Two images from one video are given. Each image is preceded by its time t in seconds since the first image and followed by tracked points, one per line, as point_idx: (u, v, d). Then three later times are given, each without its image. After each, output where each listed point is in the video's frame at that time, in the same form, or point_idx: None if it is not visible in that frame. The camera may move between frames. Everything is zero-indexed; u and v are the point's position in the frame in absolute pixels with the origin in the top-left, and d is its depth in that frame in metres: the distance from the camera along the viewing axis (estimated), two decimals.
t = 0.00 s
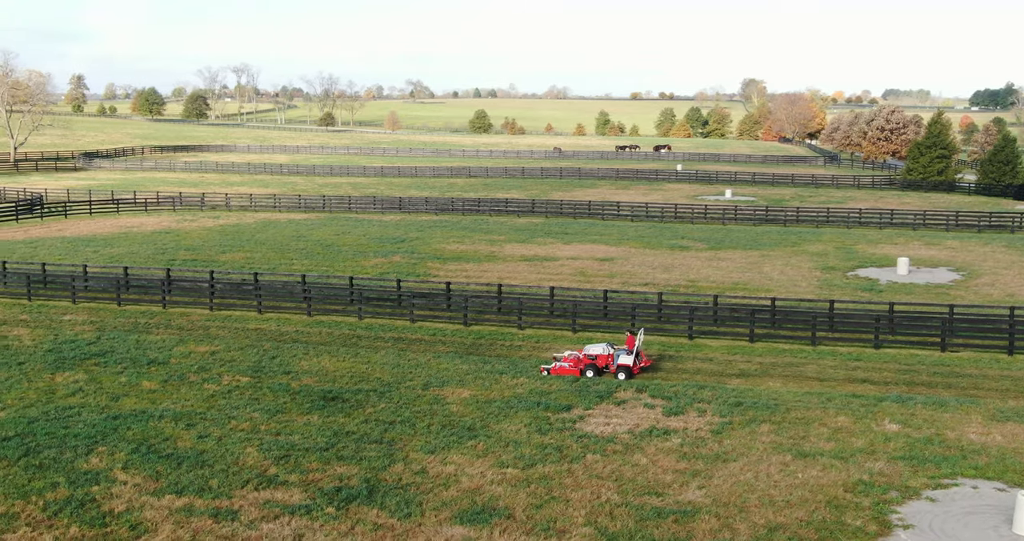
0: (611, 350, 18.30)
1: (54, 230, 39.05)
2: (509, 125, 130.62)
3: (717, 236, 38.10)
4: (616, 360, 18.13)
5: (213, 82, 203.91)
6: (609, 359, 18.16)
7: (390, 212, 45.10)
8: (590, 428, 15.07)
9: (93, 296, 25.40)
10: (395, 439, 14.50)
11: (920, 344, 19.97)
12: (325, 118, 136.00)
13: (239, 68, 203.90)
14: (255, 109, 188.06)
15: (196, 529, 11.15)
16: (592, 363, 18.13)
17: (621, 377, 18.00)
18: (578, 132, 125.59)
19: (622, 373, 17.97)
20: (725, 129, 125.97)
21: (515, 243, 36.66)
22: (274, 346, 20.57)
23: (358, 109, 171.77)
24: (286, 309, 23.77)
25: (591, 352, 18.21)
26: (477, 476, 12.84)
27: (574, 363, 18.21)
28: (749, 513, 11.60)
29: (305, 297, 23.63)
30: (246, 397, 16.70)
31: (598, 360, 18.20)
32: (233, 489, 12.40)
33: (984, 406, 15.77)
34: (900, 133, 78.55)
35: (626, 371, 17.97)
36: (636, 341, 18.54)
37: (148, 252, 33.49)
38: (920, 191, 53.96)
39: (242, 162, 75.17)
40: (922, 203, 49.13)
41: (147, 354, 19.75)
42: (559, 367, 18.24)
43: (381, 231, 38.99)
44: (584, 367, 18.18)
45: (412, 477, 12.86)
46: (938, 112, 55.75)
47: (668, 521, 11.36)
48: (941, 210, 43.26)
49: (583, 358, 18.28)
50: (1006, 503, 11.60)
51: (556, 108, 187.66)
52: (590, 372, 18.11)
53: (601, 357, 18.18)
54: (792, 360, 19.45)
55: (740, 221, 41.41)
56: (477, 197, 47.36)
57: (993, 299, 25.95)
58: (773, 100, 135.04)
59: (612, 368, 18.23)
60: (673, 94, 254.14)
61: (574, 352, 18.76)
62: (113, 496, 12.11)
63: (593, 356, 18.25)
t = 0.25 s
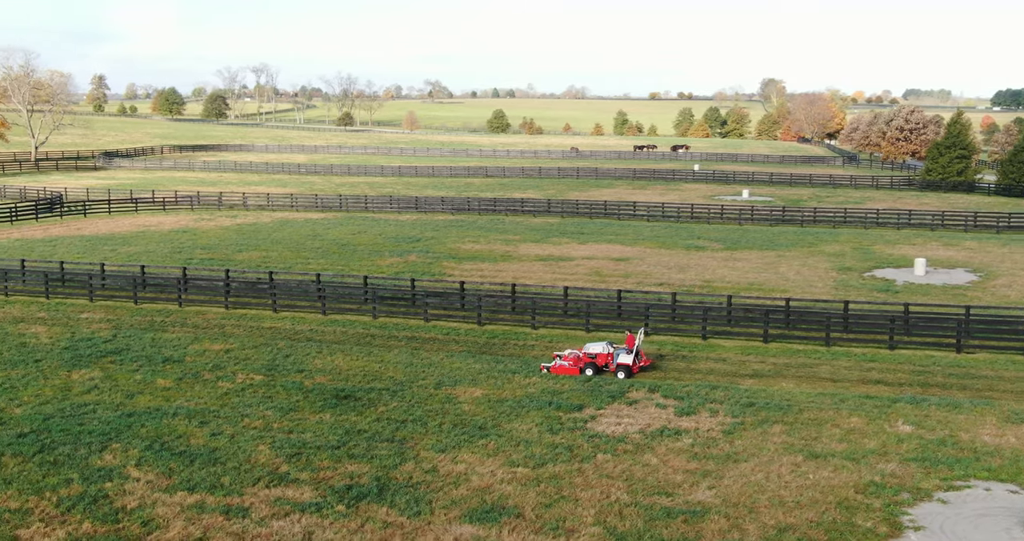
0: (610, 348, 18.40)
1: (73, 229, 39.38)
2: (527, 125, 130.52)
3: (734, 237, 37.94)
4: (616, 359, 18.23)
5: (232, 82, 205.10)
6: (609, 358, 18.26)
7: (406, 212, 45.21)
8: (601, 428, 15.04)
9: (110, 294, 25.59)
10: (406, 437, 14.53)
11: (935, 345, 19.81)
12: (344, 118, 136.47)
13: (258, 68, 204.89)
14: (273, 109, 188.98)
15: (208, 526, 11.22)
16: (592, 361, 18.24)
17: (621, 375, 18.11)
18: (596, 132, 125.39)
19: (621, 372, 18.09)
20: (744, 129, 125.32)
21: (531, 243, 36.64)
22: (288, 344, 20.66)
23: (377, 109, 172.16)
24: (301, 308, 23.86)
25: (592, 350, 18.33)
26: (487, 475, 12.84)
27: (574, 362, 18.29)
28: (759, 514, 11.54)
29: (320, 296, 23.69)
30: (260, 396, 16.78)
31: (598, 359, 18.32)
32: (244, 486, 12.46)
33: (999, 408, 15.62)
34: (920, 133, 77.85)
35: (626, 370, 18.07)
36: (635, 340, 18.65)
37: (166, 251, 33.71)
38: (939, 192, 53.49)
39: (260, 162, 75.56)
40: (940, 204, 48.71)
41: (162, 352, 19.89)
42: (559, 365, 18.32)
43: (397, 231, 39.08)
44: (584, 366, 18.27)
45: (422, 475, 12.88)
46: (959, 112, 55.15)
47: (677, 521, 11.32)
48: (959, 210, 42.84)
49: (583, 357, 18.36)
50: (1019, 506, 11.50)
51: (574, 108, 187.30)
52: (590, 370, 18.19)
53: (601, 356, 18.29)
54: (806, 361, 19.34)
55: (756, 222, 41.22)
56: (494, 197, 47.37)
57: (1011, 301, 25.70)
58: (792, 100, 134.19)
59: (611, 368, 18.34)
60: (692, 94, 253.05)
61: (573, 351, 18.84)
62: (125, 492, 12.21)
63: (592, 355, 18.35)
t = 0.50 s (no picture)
0: (610, 347, 18.45)
1: (93, 227, 39.73)
2: (545, 125, 130.44)
3: (750, 237, 37.78)
4: (615, 358, 18.28)
5: (250, 82, 206.26)
6: (608, 357, 18.31)
7: (422, 212, 45.32)
8: (612, 427, 15.01)
9: (127, 293, 25.78)
10: (417, 436, 14.56)
11: (950, 346, 19.65)
12: (362, 118, 136.81)
13: (276, 68, 205.74)
14: (291, 109, 189.80)
15: (219, 522, 11.29)
16: (591, 360, 18.28)
17: (620, 374, 18.14)
18: (614, 132, 125.09)
19: (620, 371, 18.11)
20: (762, 129, 124.61)
21: (546, 242, 36.62)
22: (302, 343, 20.75)
23: (394, 110, 172.50)
24: (316, 306, 23.95)
25: (590, 349, 18.38)
26: (497, 474, 12.85)
27: (573, 361, 18.35)
28: (769, 515, 11.48)
29: (334, 295, 23.77)
30: (273, 393, 16.87)
31: (597, 358, 18.35)
32: (255, 483, 12.52)
33: (1015, 410, 15.47)
34: (939, 133, 77.13)
35: (625, 368, 18.12)
36: (634, 339, 18.70)
37: (183, 249, 33.93)
38: (958, 193, 53.00)
39: (278, 161, 75.91)
40: (960, 205, 48.25)
41: (177, 349, 20.04)
42: (558, 364, 18.41)
43: (412, 231, 39.17)
44: (583, 364, 18.31)
45: (433, 474, 12.90)
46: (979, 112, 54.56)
47: (686, 521, 11.29)
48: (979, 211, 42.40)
49: (582, 355, 18.41)
50: None
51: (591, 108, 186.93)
52: (589, 369, 18.22)
53: (600, 354, 18.34)
54: (819, 362, 19.23)
55: (773, 222, 41.02)
56: (510, 196, 47.40)
57: None
58: (812, 101, 133.30)
59: (610, 366, 18.36)
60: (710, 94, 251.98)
61: (573, 350, 18.89)
62: (137, 488, 12.30)
63: (592, 353, 18.40)
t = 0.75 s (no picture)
0: (609, 346, 18.52)
1: (112, 226, 40.04)
2: (563, 125, 130.25)
3: (766, 237, 37.61)
4: (615, 356, 18.35)
5: (269, 82, 207.20)
6: (608, 355, 18.37)
7: (438, 211, 45.42)
8: (623, 427, 14.98)
9: (144, 291, 25.97)
10: (428, 435, 14.59)
11: (966, 348, 19.48)
12: (380, 118, 137.12)
13: (294, 68, 206.33)
14: (308, 108, 190.63)
15: (230, 519, 11.35)
16: (591, 358, 18.31)
17: (619, 373, 18.18)
18: (631, 132, 124.79)
19: (620, 369, 18.16)
20: (782, 129, 123.86)
21: (561, 242, 36.59)
22: (316, 341, 20.84)
23: (412, 110, 172.67)
24: (330, 305, 24.02)
25: (590, 348, 18.43)
26: (508, 473, 12.85)
27: (573, 359, 18.37)
28: (779, 515, 11.43)
29: (349, 294, 23.84)
30: (286, 392, 16.95)
31: (597, 356, 18.40)
32: (266, 480, 12.59)
33: None
34: (959, 134, 76.42)
35: (625, 367, 18.18)
36: (633, 339, 18.78)
37: (200, 248, 34.12)
38: (978, 193, 52.51)
39: (296, 161, 76.27)
40: (980, 205, 47.79)
41: (192, 347, 20.17)
42: (558, 362, 18.43)
43: (428, 230, 39.25)
44: (583, 363, 18.33)
45: (443, 472, 12.92)
46: (999, 112, 53.97)
47: (695, 521, 11.25)
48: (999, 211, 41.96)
49: (582, 354, 18.45)
50: None
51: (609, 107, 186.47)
52: (588, 368, 18.24)
53: (600, 353, 18.39)
54: (833, 363, 19.11)
55: (790, 222, 40.82)
56: (526, 196, 47.39)
57: None
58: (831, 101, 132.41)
59: (610, 365, 18.40)
60: (729, 94, 250.80)
61: (572, 349, 18.92)
62: (151, 485, 12.39)
63: (591, 352, 18.45)
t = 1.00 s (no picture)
0: (609, 345, 18.60)
1: (130, 225, 40.36)
2: (580, 125, 130.06)
3: (782, 237, 37.43)
4: (614, 355, 18.42)
5: (288, 81, 208.19)
6: (608, 354, 18.44)
7: (454, 211, 45.50)
8: (634, 427, 14.95)
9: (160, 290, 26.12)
10: (439, 433, 14.62)
11: (982, 349, 19.31)
12: (398, 118, 137.33)
13: (312, 67, 207.20)
14: (325, 108, 191.37)
15: (240, 516, 11.42)
16: (591, 357, 18.40)
17: (618, 371, 18.24)
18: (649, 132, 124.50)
19: (619, 368, 18.22)
20: (800, 129, 123.21)
21: (577, 242, 36.56)
22: (329, 340, 20.93)
23: (430, 110, 172.87)
24: (344, 304, 24.10)
25: (590, 346, 18.52)
26: (517, 472, 12.86)
27: (572, 358, 18.49)
28: (788, 516, 11.37)
29: (363, 293, 23.91)
30: (299, 390, 17.03)
31: (597, 355, 18.49)
32: (277, 478, 12.65)
33: None
34: (979, 134, 75.66)
35: (624, 366, 18.21)
36: (633, 338, 18.83)
37: (217, 247, 34.34)
38: (998, 194, 52.01)
39: (314, 160, 76.60)
40: (1000, 206, 47.32)
41: (207, 346, 20.31)
42: (557, 360, 18.55)
43: (444, 229, 39.32)
44: (582, 361, 18.42)
45: (453, 471, 12.94)
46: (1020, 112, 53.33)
47: (704, 521, 11.21)
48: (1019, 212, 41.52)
49: (582, 353, 18.55)
50: None
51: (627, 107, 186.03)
52: (588, 367, 18.34)
53: (599, 351, 18.48)
54: (847, 364, 18.99)
55: (807, 223, 40.62)
56: (542, 196, 47.39)
57: None
58: (851, 101, 131.52)
59: (609, 364, 18.48)
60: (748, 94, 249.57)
61: (573, 348, 19.04)
62: (163, 482, 12.48)
63: (591, 351, 18.54)
